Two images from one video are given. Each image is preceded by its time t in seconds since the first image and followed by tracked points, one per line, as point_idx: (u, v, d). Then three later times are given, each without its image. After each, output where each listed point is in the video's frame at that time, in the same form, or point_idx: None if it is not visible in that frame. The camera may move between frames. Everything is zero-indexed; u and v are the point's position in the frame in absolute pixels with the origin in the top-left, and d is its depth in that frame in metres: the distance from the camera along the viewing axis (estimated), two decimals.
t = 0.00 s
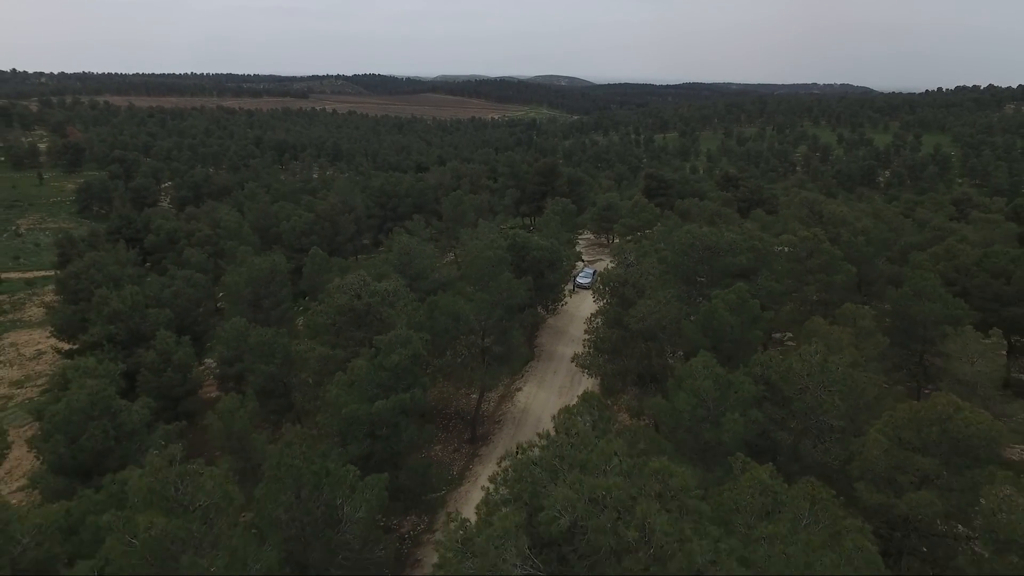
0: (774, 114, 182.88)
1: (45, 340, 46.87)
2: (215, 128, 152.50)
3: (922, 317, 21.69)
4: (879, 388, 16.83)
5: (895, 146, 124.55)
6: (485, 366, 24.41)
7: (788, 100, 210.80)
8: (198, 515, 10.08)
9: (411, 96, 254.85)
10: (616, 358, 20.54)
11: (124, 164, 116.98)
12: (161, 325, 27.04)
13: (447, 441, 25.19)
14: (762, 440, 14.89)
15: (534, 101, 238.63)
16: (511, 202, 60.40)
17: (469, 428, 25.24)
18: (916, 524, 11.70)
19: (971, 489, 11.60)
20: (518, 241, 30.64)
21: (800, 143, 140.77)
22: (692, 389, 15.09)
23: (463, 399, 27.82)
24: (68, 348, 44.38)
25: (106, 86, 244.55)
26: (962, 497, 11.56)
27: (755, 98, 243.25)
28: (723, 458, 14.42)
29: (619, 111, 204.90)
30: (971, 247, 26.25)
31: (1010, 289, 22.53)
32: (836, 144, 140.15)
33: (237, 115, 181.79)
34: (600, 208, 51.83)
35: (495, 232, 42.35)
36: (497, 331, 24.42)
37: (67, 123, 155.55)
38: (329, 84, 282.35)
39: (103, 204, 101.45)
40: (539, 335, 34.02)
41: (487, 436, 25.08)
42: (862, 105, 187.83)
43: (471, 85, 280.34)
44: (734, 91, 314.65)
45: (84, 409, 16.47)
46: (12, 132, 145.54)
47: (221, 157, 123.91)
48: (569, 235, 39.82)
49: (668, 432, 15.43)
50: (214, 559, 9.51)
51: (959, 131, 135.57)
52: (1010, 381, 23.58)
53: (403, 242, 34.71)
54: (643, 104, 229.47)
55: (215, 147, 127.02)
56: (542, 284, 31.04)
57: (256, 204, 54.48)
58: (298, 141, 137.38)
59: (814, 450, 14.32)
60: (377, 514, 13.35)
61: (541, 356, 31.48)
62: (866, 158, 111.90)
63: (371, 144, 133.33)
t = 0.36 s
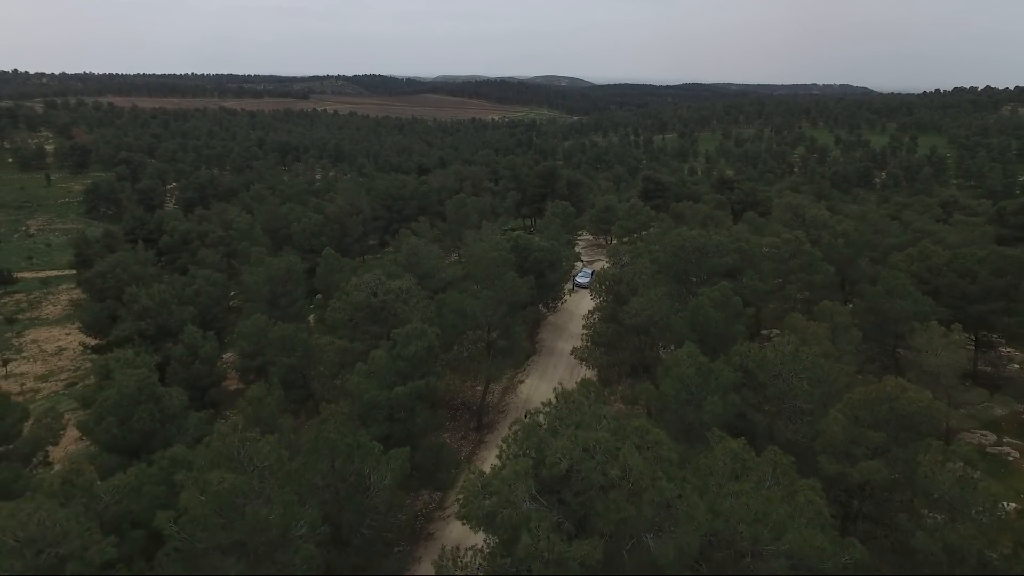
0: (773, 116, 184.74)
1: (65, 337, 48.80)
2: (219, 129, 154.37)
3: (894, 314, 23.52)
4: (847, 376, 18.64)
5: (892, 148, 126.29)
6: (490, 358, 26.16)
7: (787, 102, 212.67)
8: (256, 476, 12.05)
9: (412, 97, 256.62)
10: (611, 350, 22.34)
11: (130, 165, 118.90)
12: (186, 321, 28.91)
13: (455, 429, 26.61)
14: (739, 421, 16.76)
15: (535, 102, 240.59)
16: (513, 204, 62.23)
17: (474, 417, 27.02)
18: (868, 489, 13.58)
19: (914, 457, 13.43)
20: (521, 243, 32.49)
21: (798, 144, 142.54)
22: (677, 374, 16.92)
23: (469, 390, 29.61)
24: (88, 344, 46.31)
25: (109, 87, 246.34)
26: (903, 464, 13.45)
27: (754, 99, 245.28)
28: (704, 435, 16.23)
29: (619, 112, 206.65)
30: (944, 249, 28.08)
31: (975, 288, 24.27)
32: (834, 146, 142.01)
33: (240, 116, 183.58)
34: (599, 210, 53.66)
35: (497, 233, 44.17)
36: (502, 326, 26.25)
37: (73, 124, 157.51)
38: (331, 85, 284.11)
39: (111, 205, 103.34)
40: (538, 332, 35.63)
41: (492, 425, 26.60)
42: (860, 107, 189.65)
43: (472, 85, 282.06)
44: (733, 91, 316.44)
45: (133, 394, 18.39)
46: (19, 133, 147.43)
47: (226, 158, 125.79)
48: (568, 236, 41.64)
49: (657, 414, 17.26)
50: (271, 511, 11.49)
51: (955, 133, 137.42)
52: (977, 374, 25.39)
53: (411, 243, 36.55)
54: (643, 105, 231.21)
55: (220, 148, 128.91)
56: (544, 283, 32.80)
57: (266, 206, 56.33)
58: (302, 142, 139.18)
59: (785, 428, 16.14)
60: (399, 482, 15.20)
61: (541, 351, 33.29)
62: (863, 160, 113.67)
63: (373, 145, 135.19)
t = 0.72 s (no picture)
0: (774, 117, 186.45)
1: (86, 334, 50.80)
2: (225, 129, 156.41)
3: (874, 312, 25.33)
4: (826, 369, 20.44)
5: (891, 150, 128.06)
6: (498, 352, 27.95)
7: (788, 103, 214.49)
8: (303, 446, 13.93)
9: (416, 97, 258.60)
10: (610, 345, 24.12)
11: (139, 166, 120.97)
12: (212, 318, 30.82)
13: (464, 419, 28.30)
14: (726, 408, 18.40)
15: (537, 102, 242.49)
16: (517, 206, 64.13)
17: (482, 408, 28.79)
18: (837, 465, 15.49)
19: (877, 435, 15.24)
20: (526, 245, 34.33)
21: (798, 146, 144.17)
22: (669, 365, 18.59)
23: (477, 383, 31.40)
24: (109, 340, 48.29)
25: (114, 87, 248.56)
26: (867, 443, 15.32)
27: (756, 100, 246.74)
28: (694, 419, 18.03)
29: (621, 113, 208.37)
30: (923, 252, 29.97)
31: (950, 288, 26.07)
32: (834, 148, 143.78)
33: (245, 116, 185.49)
34: (601, 212, 55.53)
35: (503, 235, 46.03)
36: (509, 323, 28.07)
37: (81, 124, 159.63)
38: (335, 85, 286.18)
39: (121, 205, 105.40)
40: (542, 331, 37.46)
41: (500, 416, 28.33)
42: (861, 108, 191.35)
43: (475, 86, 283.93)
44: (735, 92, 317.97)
45: (177, 382, 20.32)
46: (28, 133, 149.57)
47: (233, 159, 127.78)
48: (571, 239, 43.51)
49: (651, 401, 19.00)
50: (319, 477, 13.42)
51: (954, 135, 139.19)
52: (951, 369, 27.25)
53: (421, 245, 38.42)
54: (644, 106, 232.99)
55: (228, 149, 130.95)
56: (548, 282, 34.59)
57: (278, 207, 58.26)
58: (308, 143, 141.19)
59: (768, 414, 17.83)
60: (421, 460, 17.05)
61: (545, 347, 35.13)
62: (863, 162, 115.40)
63: (378, 146, 137.11)
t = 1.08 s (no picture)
0: (774, 118, 188.23)
1: (107, 330, 52.79)
2: (231, 130, 158.32)
3: (857, 310, 27.21)
4: (808, 361, 22.30)
5: (891, 151, 129.83)
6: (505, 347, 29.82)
7: (788, 104, 216.31)
8: (342, 424, 15.91)
9: (418, 97, 260.32)
10: (611, 340, 25.97)
11: (148, 166, 122.98)
12: (236, 315, 32.78)
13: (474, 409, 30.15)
14: (716, 395, 20.20)
15: (539, 103, 244.26)
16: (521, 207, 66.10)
17: (491, 399, 30.63)
18: (811, 444, 17.44)
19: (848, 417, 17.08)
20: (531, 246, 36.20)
21: (798, 147, 145.94)
22: (664, 356, 20.41)
23: (486, 376, 33.27)
24: (130, 337, 50.36)
25: (119, 86, 250.51)
26: (840, 426, 17.18)
27: (757, 101, 248.61)
28: (686, 405, 19.91)
29: (623, 114, 210.07)
30: (905, 254, 31.88)
31: (929, 288, 27.97)
32: (833, 149, 145.61)
33: (250, 116, 187.48)
34: (602, 213, 57.49)
35: (508, 236, 47.95)
36: (516, 319, 29.91)
37: (89, 125, 161.70)
38: (338, 86, 287.94)
39: (131, 205, 107.48)
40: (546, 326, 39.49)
41: (507, 406, 30.17)
42: (862, 109, 193.03)
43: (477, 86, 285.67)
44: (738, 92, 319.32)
45: (216, 372, 22.32)
46: (37, 134, 151.66)
47: (240, 159, 129.73)
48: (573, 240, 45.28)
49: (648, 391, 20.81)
50: (357, 451, 15.41)
51: (953, 137, 140.99)
52: (930, 363, 29.15)
53: (432, 246, 40.26)
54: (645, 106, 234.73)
55: (234, 149, 132.95)
56: (552, 281, 36.38)
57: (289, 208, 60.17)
58: (314, 143, 143.09)
59: (754, 400, 19.66)
60: (441, 441, 18.95)
61: (549, 343, 37.04)
62: (863, 163, 117.13)
63: (383, 146, 139.08)
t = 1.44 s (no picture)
0: (773, 120, 190.26)
1: (124, 328, 54.72)
2: (235, 131, 160.21)
3: (839, 308, 29.16)
4: (791, 355, 24.25)
5: (887, 153, 131.90)
6: (511, 342, 31.78)
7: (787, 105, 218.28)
8: (370, 407, 17.86)
9: (420, 98, 262.21)
10: (610, 336, 27.89)
11: (155, 168, 124.87)
12: (256, 313, 34.74)
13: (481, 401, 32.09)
14: (705, 384, 22.13)
15: (539, 103, 246.13)
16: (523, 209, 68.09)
17: (497, 392, 32.53)
18: (789, 427, 19.40)
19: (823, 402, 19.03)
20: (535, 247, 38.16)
21: (796, 148, 147.75)
22: (658, 349, 22.23)
23: (492, 370, 35.21)
24: (148, 335, 52.32)
25: (122, 87, 252.08)
26: (815, 411, 19.14)
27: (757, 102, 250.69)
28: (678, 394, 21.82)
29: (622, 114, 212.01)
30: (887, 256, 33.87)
31: (907, 288, 29.96)
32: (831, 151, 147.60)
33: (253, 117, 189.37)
34: (602, 215, 59.47)
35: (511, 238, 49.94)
36: (521, 316, 31.83)
37: (94, 126, 163.52)
38: (340, 86, 289.68)
39: (139, 206, 109.46)
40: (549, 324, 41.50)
41: (512, 398, 32.10)
42: (860, 111, 195.07)
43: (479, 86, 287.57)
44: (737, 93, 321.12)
45: (247, 363, 24.29)
46: (44, 135, 153.62)
47: (245, 160, 131.59)
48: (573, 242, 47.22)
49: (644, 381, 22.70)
50: (385, 430, 17.37)
51: (949, 139, 143.02)
52: (908, 358, 31.13)
53: (439, 248, 42.21)
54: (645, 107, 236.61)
55: (240, 150, 134.84)
56: (554, 281, 38.29)
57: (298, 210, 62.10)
58: (318, 144, 145.04)
59: (739, 389, 21.59)
60: (455, 426, 20.87)
61: (552, 339, 39.00)
62: (860, 164, 119.01)
63: (386, 147, 141.00)
